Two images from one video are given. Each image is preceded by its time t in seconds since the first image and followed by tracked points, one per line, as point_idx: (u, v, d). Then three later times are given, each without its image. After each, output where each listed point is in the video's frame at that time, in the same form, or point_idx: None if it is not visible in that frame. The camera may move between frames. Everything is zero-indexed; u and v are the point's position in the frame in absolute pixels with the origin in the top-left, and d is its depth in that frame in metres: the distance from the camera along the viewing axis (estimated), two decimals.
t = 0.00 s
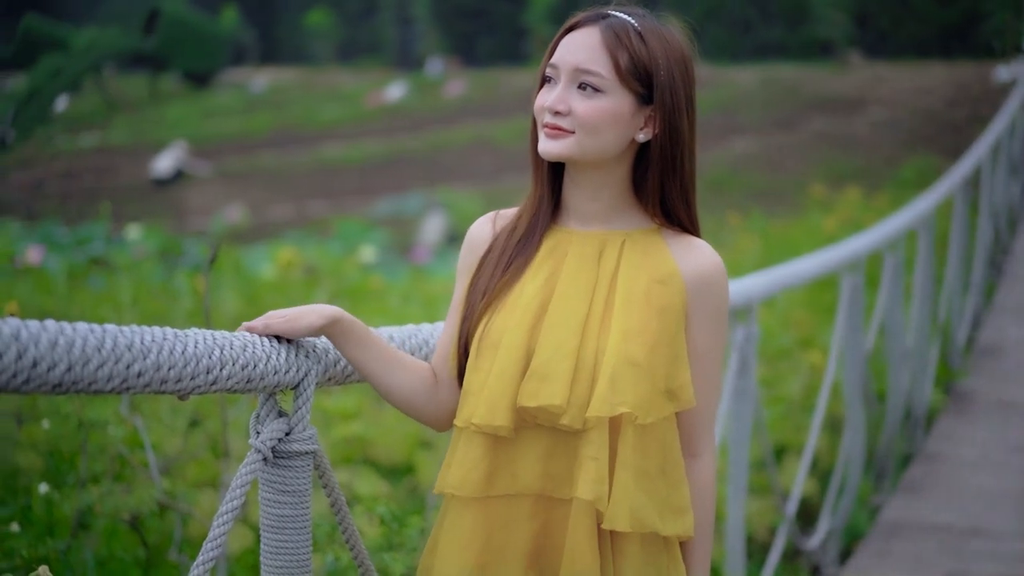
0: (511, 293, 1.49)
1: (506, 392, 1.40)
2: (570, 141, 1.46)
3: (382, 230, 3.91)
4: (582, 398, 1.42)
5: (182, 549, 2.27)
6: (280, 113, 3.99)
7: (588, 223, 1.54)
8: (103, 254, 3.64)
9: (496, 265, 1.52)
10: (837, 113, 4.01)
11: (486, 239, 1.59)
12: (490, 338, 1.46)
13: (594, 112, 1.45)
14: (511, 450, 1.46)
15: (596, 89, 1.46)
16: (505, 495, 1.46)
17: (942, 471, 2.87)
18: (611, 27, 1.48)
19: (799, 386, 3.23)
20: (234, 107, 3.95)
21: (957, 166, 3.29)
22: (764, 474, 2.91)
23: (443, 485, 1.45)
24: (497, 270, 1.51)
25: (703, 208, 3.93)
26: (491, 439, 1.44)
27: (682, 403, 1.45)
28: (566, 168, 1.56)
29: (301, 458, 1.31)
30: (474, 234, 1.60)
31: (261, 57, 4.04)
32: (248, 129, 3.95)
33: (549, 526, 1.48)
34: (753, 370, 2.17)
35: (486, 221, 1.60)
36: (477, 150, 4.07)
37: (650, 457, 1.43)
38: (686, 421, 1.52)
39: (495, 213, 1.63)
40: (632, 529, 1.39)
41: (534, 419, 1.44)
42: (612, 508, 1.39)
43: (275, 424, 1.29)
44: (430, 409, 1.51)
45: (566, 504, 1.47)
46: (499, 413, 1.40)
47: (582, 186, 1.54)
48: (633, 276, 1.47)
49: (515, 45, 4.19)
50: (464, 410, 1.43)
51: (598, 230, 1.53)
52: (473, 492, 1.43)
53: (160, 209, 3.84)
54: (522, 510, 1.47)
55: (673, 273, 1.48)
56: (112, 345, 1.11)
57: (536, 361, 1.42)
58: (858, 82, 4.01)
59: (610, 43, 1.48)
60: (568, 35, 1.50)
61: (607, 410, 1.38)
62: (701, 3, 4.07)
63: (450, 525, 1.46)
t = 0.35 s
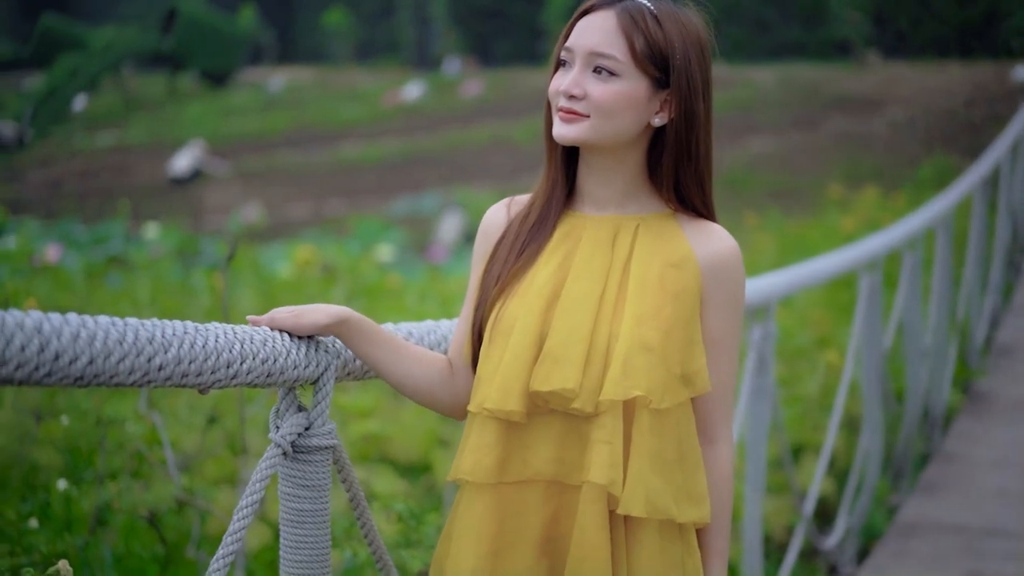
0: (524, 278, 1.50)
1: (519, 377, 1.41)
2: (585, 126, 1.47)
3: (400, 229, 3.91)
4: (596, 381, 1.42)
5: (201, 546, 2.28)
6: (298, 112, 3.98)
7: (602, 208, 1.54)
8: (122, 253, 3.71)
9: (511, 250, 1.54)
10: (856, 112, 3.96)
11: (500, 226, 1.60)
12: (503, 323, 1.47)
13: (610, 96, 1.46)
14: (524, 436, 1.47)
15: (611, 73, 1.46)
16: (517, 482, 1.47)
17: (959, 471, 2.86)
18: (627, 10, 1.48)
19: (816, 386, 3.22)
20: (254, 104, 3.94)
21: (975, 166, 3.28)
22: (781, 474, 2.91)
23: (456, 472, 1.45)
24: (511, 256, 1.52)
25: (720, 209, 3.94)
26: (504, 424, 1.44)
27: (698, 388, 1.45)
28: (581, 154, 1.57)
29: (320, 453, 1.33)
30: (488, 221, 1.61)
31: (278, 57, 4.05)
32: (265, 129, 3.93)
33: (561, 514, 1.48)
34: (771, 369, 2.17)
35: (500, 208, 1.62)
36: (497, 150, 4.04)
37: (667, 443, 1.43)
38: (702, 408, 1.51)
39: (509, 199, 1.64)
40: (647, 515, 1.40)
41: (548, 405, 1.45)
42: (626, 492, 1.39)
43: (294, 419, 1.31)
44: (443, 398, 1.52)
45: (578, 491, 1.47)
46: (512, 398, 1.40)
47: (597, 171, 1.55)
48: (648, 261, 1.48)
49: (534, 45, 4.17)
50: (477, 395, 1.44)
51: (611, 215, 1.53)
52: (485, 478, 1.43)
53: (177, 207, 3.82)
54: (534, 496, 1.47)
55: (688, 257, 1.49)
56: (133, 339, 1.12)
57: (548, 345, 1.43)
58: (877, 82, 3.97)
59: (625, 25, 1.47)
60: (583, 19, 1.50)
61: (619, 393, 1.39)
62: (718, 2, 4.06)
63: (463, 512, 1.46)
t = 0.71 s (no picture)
0: (544, 271, 1.50)
1: (537, 368, 1.42)
2: (603, 122, 1.47)
3: (421, 229, 3.91)
4: (615, 372, 1.42)
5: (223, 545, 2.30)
6: (320, 112, 3.99)
7: (622, 202, 1.55)
8: (144, 252, 3.73)
9: (530, 244, 1.54)
10: (880, 112, 3.93)
11: (520, 221, 1.61)
12: (523, 316, 1.48)
13: (627, 92, 1.46)
14: (543, 429, 1.47)
15: (629, 69, 1.47)
16: (536, 476, 1.47)
17: (982, 472, 2.85)
18: (644, 4, 1.47)
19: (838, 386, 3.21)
20: (276, 105, 3.95)
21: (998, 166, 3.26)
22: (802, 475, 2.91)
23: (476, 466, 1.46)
24: (531, 250, 1.53)
25: (741, 208, 3.87)
26: (522, 417, 1.45)
27: (717, 380, 1.45)
28: (601, 149, 1.57)
29: (343, 451, 1.34)
30: (509, 216, 1.62)
31: (300, 56, 4.06)
32: (288, 128, 3.94)
33: (578, 507, 1.49)
34: (792, 369, 2.18)
35: (521, 202, 1.63)
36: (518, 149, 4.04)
37: (688, 437, 1.43)
38: (723, 403, 1.52)
39: (530, 194, 1.64)
40: (670, 507, 1.40)
41: (567, 397, 1.45)
42: (647, 485, 1.39)
43: (318, 417, 1.32)
44: (466, 395, 1.52)
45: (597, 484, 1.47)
46: (530, 389, 1.41)
47: (616, 166, 1.55)
48: (667, 253, 1.48)
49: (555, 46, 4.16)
50: (496, 387, 1.44)
51: (630, 209, 1.53)
52: (503, 471, 1.44)
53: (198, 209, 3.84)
54: (552, 489, 1.47)
55: (708, 249, 1.49)
56: (160, 337, 1.14)
57: (566, 337, 1.43)
58: (899, 82, 3.94)
59: (643, 20, 1.47)
60: (600, 14, 1.50)
61: (638, 384, 1.39)
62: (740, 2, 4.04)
63: (482, 506, 1.47)
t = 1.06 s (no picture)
0: (557, 271, 1.51)
1: (548, 369, 1.42)
2: (616, 124, 1.48)
3: (436, 230, 3.91)
4: (625, 372, 1.43)
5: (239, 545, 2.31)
6: (336, 112, 4.00)
7: (635, 202, 1.55)
8: (160, 252, 3.75)
9: (544, 244, 1.55)
10: (895, 112, 3.91)
11: (536, 222, 1.62)
12: (535, 317, 1.49)
13: (639, 93, 1.46)
14: (555, 429, 1.48)
15: (641, 70, 1.47)
16: (547, 476, 1.48)
17: (998, 474, 2.84)
18: (655, 5, 1.47)
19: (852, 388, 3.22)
20: (293, 105, 3.96)
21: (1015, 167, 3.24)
22: (816, 476, 2.91)
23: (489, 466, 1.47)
24: (544, 251, 1.54)
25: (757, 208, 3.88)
26: (534, 417, 1.45)
27: (730, 380, 1.46)
28: (614, 150, 1.57)
29: (360, 451, 1.35)
30: (524, 218, 1.63)
31: (317, 56, 4.07)
32: (305, 128, 3.96)
33: (589, 507, 1.49)
34: (808, 371, 2.18)
35: (536, 203, 1.63)
36: (533, 150, 4.04)
37: (700, 437, 1.44)
38: (737, 403, 1.52)
39: (545, 195, 1.65)
40: (685, 507, 1.40)
41: (579, 397, 1.46)
42: (664, 486, 1.39)
43: (335, 417, 1.33)
44: (483, 395, 1.53)
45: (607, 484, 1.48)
46: (540, 389, 1.42)
47: (629, 166, 1.55)
48: (679, 252, 1.48)
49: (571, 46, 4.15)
50: (509, 388, 1.45)
51: (643, 209, 1.53)
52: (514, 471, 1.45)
53: (213, 209, 3.86)
54: (563, 489, 1.48)
55: (720, 249, 1.49)
56: (178, 338, 1.15)
57: (578, 337, 1.44)
58: (914, 82, 3.91)
59: (654, 20, 1.47)
60: (611, 14, 1.50)
61: (649, 383, 1.40)
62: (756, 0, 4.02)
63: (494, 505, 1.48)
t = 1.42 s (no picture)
0: (565, 273, 1.52)
1: (551, 370, 1.43)
2: (624, 122, 1.48)
3: (452, 230, 3.88)
4: (627, 374, 1.43)
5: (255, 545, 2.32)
6: (353, 112, 4.00)
7: (645, 202, 1.55)
8: (178, 253, 3.75)
9: (553, 246, 1.56)
10: (912, 111, 3.87)
11: (548, 222, 1.63)
12: (543, 318, 1.50)
13: (648, 92, 1.46)
14: (561, 430, 1.48)
15: (649, 69, 1.47)
16: (554, 477, 1.49)
17: (1016, 476, 2.82)
18: (664, 4, 1.48)
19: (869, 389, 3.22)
20: (309, 106, 3.97)
21: None
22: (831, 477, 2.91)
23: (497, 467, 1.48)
24: (553, 253, 1.55)
25: (772, 209, 3.88)
26: (539, 418, 1.46)
27: (736, 381, 1.45)
28: (624, 150, 1.58)
29: (375, 452, 1.36)
30: (536, 218, 1.64)
31: (334, 57, 4.06)
32: (320, 129, 3.96)
33: (595, 508, 1.50)
34: (823, 371, 2.18)
35: (548, 203, 1.64)
36: (551, 151, 3.95)
37: (706, 439, 1.44)
38: (749, 404, 1.51)
39: (558, 195, 1.66)
40: (689, 509, 1.40)
41: (584, 398, 1.46)
42: (668, 488, 1.40)
43: (350, 419, 1.34)
44: (497, 394, 1.53)
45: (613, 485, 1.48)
46: (545, 392, 1.43)
47: (638, 166, 1.55)
48: (684, 253, 1.48)
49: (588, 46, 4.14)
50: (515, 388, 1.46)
51: (652, 209, 1.54)
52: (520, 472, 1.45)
53: (230, 208, 3.86)
54: (569, 490, 1.49)
55: (726, 250, 1.48)
56: (195, 340, 1.16)
57: (582, 339, 1.44)
58: (931, 81, 3.88)
59: (663, 20, 1.47)
60: (621, 14, 1.50)
61: (650, 385, 1.40)
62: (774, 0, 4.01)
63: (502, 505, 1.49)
